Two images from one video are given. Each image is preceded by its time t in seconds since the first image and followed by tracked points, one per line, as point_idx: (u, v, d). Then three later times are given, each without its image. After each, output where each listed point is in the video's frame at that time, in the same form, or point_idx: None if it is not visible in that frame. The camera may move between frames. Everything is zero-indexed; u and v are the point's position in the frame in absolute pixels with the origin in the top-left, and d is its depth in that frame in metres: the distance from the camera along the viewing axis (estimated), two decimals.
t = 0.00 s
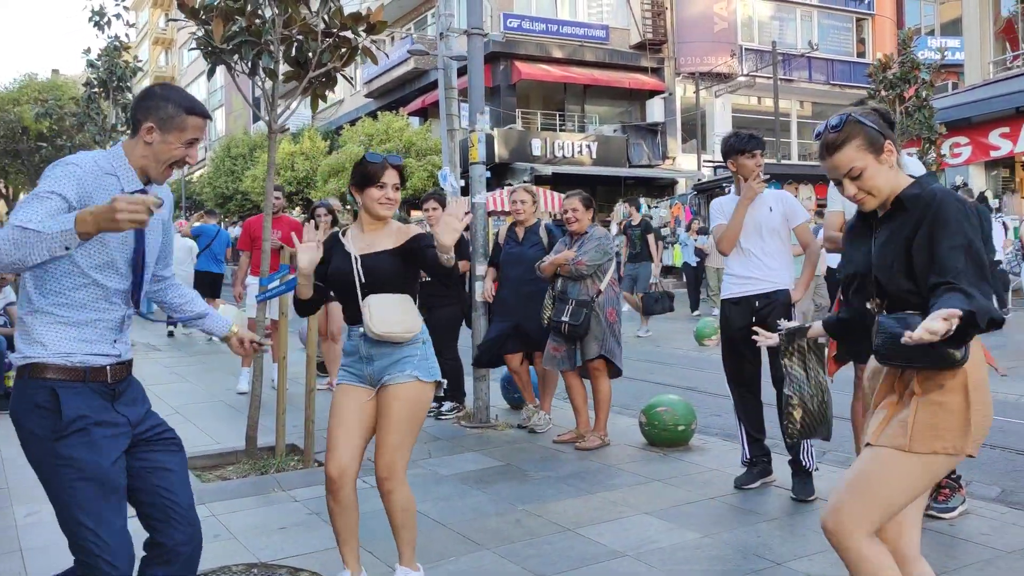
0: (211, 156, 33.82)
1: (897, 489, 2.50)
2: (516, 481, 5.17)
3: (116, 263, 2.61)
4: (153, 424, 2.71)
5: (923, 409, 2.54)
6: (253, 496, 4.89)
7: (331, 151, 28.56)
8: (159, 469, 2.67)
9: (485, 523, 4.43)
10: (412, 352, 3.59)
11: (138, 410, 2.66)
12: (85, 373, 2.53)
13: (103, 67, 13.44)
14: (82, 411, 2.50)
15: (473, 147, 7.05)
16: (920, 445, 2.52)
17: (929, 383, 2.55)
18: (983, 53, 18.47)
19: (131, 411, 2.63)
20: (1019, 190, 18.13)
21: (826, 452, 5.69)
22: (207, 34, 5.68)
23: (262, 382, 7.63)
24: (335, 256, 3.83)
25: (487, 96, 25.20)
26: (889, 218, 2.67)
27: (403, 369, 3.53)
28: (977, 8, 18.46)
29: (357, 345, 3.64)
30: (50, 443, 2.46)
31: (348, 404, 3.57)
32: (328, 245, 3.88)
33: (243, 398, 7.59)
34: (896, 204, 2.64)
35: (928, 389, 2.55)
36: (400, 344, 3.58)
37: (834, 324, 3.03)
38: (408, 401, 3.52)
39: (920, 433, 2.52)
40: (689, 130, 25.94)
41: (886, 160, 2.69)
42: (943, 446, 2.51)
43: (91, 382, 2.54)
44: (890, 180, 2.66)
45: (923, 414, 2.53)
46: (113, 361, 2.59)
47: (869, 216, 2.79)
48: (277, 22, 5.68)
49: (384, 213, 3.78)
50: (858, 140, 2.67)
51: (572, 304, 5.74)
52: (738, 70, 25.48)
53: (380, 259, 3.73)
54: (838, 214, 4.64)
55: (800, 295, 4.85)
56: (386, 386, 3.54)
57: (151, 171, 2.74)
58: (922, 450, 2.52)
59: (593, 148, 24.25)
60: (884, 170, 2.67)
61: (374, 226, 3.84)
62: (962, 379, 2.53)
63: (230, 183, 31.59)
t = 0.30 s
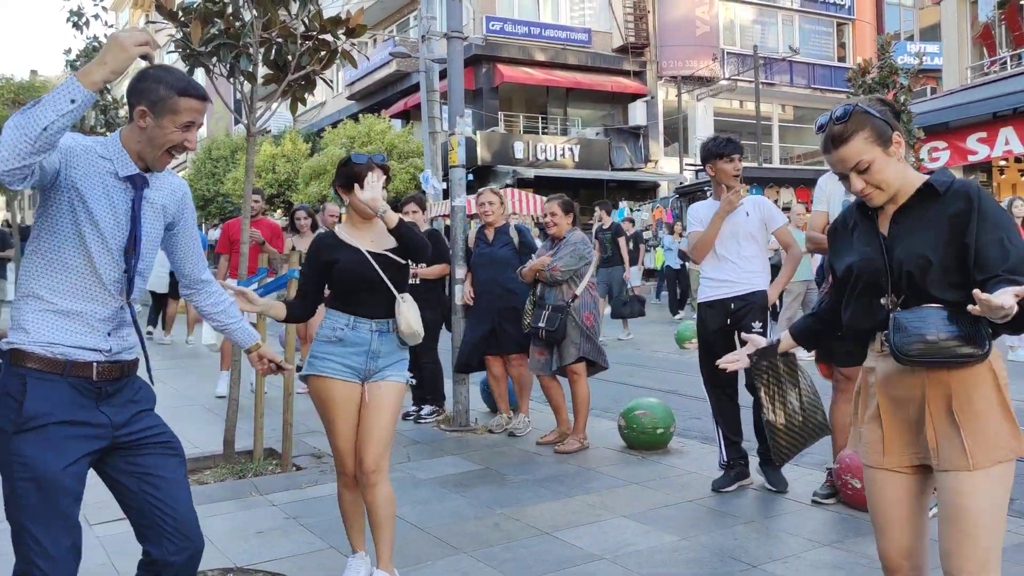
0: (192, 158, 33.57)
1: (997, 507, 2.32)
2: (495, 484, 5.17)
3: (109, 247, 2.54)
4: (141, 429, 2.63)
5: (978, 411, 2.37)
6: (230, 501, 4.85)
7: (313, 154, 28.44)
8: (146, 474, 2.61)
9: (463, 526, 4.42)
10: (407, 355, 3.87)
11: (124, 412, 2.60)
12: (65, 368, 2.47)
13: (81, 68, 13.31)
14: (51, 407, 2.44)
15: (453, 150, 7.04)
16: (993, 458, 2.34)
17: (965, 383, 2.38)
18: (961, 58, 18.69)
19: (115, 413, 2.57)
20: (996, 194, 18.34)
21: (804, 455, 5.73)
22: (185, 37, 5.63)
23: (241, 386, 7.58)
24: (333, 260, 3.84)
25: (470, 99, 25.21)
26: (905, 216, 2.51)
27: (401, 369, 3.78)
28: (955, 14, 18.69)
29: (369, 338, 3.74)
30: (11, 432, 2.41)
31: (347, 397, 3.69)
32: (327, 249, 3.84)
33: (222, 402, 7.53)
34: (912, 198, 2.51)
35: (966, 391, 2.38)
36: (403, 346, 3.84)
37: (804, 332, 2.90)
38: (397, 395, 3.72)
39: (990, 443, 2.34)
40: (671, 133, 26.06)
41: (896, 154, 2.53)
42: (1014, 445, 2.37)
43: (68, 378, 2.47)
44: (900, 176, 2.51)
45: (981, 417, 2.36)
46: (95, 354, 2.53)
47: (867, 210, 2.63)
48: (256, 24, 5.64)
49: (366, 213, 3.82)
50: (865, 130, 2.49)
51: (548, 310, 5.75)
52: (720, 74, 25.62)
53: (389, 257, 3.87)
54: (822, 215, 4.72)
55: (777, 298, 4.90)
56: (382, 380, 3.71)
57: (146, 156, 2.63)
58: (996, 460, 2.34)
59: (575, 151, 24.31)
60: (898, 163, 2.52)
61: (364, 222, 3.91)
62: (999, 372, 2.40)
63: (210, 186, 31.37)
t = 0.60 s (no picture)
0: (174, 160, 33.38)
1: (1000, 536, 2.20)
2: (476, 488, 5.17)
3: (142, 285, 2.40)
4: (195, 456, 2.53)
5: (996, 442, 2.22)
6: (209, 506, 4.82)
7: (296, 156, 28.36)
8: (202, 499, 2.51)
9: (443, 531, 4.41)
10: (385, 359, 3.76)
11: (178, 443, 2.50)
12: (112, 413, 2.37)
13: (61, 68, 13.22)
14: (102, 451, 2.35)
15: (435, 154, 7.06)
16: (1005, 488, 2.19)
17: (984, 413, 2.22)
18: (941, 64, 18.90)
19: (168, 443, 2.47)
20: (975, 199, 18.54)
21: (785, 459, 5.75)
22: (165, 38, 5.60)
23: (223, 389, 7.54)
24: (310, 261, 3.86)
25: (454, 102, 25.23)
26: (897, 237, 2.39)
27: (375, 369, 3.68)
28: (935, 20, 18.89)
29: (335, 341, 3.73)
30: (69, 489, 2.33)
31: (325, 399, 3.69)
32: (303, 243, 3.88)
33: (202, 405, 7.49)
34: (909, 223, 2.38)
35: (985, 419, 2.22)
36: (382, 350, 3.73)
37: (790, 371, 2.72)
38: (373, 399, 3.63)
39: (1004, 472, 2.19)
40: (655, 137, 26.17)
41: (893, 172, 2.39)
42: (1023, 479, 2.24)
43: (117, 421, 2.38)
44: (889, 194, 2.39)
45: (997, 448, 2.21)
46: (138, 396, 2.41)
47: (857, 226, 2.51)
48: (237, 27, 5.62)
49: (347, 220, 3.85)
50: (857, 144, 2.37)
51: (527, 311, 5.74)
52: (704, 78, 25.79)
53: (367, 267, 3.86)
54: (810, 216, 4.72)
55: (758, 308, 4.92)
56: (356, 381, 3.66)
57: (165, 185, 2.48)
58: (1009, 492, 2.21)
59: (559, 156, 24.29)
60: (892, 182, 2.39)
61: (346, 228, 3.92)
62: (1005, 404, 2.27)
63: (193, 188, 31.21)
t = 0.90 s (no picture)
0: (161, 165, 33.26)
1: (950, 557, 2.17)
2: (462, 493, 5.17)
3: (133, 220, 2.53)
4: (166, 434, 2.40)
5: (938, 460, 2.17)
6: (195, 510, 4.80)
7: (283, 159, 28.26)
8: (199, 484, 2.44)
9: (429, 536, 4.41)
10: (380, 349, 3.80)
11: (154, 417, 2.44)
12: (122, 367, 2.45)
13: (46, 70, 13.15)
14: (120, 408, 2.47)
15: (424, 158, 7.05)
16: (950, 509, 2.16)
17: (925, 429, 2.18)
18: (926, 71, 19.05)
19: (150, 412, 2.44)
20: (959, 205, 18.71)
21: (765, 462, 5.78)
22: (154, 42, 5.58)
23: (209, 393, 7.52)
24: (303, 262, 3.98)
25: (442, 107, 25.24)
26: (858, 234, 2.34)
27: (373, 365, 3.74)
28: (920, 29, 19.06)
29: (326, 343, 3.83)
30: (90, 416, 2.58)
31: (331, 399, 3.75)
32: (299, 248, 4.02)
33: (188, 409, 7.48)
34: (871, 218, 2.32)
35: (929, 437, 2.17)
36: (372, 339, 3.79)
37: (768, 370, 2.67)
38: (381, 394, 3.75)
39: (947, 493, 2.15)
40: (642, 143, 26.25)
41: (861, 167, 2.35)
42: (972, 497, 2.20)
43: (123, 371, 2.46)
44: (850, 185, 2.34)
45: (941, 467, 2.17)
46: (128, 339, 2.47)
47: (834, 221, 2.46)
48: (226, 32, 5.61)
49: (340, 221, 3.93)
50: (821, 133, 2.36)
51: (518, 317, 5.73)
52: (691, 84, 25.91)
53: (350, 268, 3.89)
54: (801, 225, 4.75)
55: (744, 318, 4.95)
56: (356, 379, 3.73)
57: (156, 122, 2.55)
58: (954, 511, 2.16)
59: (547, 160, 24.42)
60: (857, 178, 2.34)
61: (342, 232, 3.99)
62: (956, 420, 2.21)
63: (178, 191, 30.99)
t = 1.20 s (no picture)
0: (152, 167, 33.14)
1: None
2: (455, 496, 5.18)
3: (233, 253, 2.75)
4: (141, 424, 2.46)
5: (857, 491, 2.13)
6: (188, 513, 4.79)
7: (276, 162, 28.21)
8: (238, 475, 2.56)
9: (422, 539, 4.42)
10: (403, 354, 3.96)
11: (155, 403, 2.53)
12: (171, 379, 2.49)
13: (38, 71, 13.10)
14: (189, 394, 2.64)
15: (417, 162, 7.06)
16: (859, 539, 2.12)
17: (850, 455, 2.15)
18: (917, 79, 19.19)
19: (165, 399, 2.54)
20: (949, 213, 18.84)
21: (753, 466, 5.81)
22: (148, 45, 5.57)
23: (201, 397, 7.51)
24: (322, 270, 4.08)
25: (435, 111, 25.26)
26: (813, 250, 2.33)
27: (394, 368, 3.88)
28: (910, 36, 19.21)
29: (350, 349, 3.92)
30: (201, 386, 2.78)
31: (340, 402, 3.84)
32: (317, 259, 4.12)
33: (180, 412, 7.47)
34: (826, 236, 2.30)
35: (851, 468, 2.15)
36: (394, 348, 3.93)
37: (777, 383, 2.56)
38: (394, 394, 3.85)
39: (860, 525, 2.12)
40: (635, 148, 26.33)
41: (834, 182, 2.31)
42: (895, 529, 2.12)
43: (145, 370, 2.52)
44: (817, 197, 2.31)
45: (856, 496, 2.13)
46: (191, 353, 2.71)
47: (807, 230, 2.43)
48: (221, 35, 5.61)
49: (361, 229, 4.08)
50: (793, 143, 2.34)
51: (515, 321, 5.74)
52: (684, 90, 26.01)
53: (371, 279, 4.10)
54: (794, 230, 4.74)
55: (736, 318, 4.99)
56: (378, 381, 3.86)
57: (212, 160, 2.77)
58: (858, 544, 2.12)
59: (540, 164, 24.41)
60: (826, 191, 2.31)
61: (360, 242, 4.17)
62: (884, 452, 2.13)
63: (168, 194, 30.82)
